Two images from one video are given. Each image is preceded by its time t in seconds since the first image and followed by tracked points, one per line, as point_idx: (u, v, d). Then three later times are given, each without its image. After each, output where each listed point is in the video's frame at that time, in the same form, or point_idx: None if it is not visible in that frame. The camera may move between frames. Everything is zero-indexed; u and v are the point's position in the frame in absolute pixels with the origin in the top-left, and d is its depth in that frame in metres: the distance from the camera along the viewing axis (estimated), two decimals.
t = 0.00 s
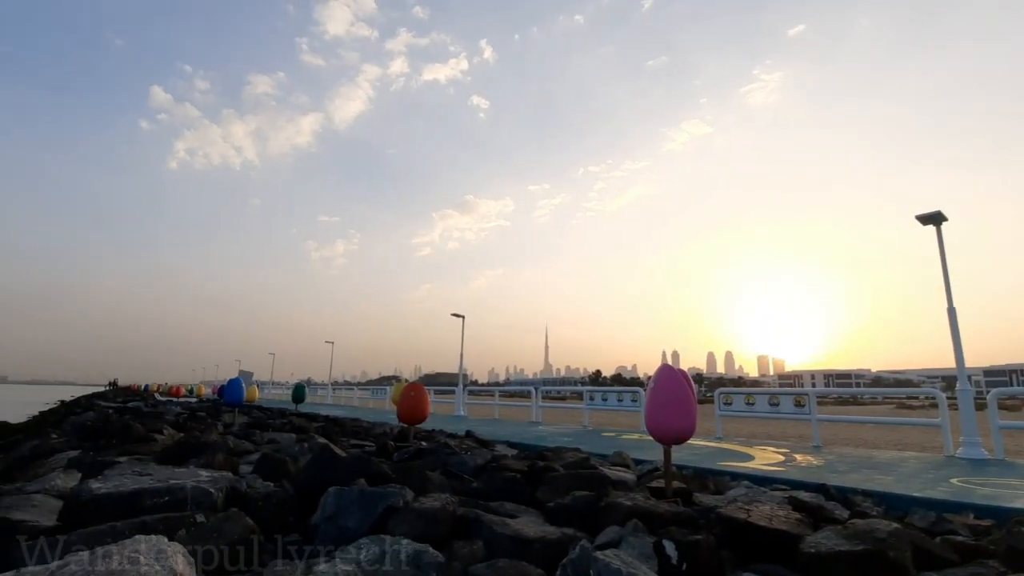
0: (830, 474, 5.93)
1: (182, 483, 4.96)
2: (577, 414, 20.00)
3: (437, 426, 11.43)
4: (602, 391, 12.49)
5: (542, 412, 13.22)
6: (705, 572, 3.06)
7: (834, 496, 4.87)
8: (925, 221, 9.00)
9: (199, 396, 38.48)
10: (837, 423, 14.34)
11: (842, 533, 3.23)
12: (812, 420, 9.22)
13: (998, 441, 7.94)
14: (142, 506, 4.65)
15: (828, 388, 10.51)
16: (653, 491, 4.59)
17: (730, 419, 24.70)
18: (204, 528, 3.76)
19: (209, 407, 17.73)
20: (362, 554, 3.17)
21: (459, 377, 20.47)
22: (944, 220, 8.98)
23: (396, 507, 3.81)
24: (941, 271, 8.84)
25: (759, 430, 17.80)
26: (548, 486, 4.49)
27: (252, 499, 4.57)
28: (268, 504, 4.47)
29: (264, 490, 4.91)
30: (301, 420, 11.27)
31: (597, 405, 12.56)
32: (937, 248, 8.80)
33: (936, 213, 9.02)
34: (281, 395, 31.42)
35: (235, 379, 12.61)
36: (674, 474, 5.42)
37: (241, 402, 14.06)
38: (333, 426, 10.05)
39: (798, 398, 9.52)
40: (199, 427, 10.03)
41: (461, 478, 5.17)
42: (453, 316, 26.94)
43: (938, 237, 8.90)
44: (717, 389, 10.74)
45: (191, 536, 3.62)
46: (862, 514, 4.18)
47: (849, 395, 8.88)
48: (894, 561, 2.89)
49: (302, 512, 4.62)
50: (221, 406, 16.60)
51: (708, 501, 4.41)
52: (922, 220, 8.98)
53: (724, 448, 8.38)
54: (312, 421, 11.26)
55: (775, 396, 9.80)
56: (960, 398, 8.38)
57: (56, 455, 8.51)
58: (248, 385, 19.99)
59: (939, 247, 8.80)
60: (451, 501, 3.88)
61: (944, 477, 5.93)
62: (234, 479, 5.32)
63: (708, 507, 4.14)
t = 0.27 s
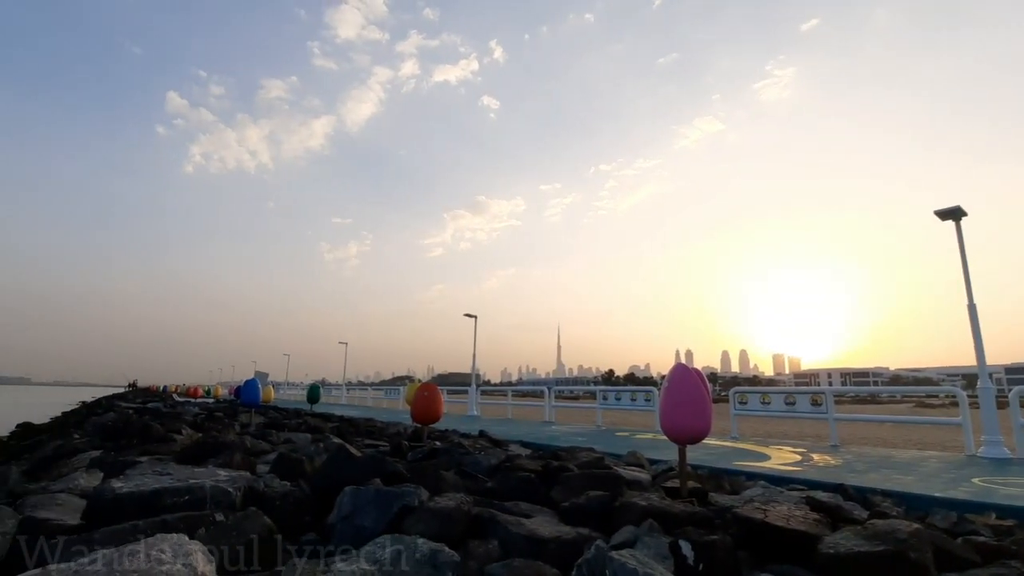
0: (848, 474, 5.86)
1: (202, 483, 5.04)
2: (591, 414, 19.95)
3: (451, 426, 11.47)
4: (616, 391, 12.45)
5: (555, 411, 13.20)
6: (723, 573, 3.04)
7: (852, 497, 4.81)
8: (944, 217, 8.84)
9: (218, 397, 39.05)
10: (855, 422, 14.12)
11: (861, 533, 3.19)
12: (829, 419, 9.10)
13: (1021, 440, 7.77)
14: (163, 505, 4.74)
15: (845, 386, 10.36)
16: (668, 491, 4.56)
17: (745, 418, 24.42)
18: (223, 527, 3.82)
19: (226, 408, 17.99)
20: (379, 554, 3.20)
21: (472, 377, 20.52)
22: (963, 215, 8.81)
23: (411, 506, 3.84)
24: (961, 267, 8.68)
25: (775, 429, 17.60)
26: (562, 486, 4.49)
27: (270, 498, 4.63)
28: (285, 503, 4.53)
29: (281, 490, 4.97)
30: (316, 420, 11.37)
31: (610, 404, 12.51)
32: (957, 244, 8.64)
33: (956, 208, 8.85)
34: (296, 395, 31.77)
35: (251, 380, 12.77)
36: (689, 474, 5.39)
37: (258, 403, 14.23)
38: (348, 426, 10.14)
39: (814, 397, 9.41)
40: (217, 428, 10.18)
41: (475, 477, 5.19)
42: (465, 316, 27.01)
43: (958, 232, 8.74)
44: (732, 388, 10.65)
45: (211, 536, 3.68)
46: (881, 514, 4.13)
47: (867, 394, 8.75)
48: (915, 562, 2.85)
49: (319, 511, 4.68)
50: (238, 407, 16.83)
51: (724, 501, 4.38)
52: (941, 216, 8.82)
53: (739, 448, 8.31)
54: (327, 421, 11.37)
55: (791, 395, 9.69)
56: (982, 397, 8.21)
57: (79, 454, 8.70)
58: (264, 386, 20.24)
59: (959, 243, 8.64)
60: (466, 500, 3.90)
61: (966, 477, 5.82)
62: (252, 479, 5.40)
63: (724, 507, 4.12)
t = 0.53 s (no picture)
0: (867, 474, 5.77)
1: (220, 482, 5.11)
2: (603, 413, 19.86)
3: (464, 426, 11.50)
4: (629, 390, 12.39)
5: (568, 411, 13.17)
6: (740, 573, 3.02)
7: (871, 497, 4.74)
8: (964, 212, 8.67)
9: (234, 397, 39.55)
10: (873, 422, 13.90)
11: (881, 534, 3.14)
12: (847, 418, 8.98)
13: None
14: (182, 503, 4.82)
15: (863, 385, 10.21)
16: (683, 491, 4.54)
17: (760, 418, 24.16)
18: (241, 525, 3.87)
19: (242, 408, 18.22)
20: (395, 552, 3.22)
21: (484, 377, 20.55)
22: (984, 210, 8.64)
23: (426, 505, 3.86)
24: (982, 263, 8.51)
25: (791, 429, 17.38)
26: (576, 485, 4.48)
27: (287, 497, 4.69)
28: (302, 502, 4.58)
29: (297, 488, 5.02)
30: (330, 420, 11.47)
31: (623, 404, 12.46)
32: (977, 240, 8.47)
33: (976, 203, 8.68)
34: (310, 395, 32.05)
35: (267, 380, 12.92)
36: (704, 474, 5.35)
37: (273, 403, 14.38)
38: (363, 426, 10.21)
39: (831, 396, 9.28)
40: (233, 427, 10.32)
41: (489, 477, 5.21)
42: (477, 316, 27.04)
43: (979, 227, 8.57)
44: (747, 387, 10.54)
45: (230, 534, 3.73)
46: (902, 515, 4.06)
47: (886, 392, 8.61)
48: (937, 564, 2.80)
49: (334, 510, 4.72)
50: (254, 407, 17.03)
51: (740, 501, 4.34)
52: (961, 211, 8.66)
53: (755, 447, 8.23)
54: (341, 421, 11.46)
55: (808, 394, 9.57)
56: (1005, 395, 8.04)
57: (101, 453, 8.87)
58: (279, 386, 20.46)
59: (980, 239, 8.46)
60: (480, 499, 3.91)
61: (989, 477, 5.71)
62: (268, 478, 5.46)
63: (740, 507, 4.08)
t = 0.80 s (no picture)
0: (884, 472, 5.70)
1: (237, 479, 5.18)
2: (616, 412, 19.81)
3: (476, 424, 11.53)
4: (641, 388, 12.34)
5: (579, 409, 13.15)
6: (755, 572, 3.00)
7: (889, 496, 4.68)
8: (982, 206, 8.52)
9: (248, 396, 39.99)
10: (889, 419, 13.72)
11: (899, 533, 3.11)
12: (862, 416, 8.87)
13: None
14: (200, 500, 4.89)
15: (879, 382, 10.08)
16: (697, 489, 4.52)
17: (775, 416, 23.94)
18: (259, 522, 3.92)
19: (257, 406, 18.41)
20: (410, 549, 3.25)
21: (495, 376, 20.58)
22: (1003, 205, 8.48)
23: (440, 503, 3.89)
24: (1001, 258, 8.36)
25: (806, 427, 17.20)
26: (589, 483, 4.48)
27: (302, 494, 4.74)
28: (317, 499, 4.63)
29: (312, 486, 5.08)
30: (343, 418, 11.56)
31: (635, 402, 12.41)
32: (996, 234, 8.32)
33: (995, 197, 8.53)
34: (324, 393, 32.42)
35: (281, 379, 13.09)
36: (718, 472, 5.32)
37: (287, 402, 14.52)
38: (375, 424, 10.28)
39: (846, 394, 9.18)
40: (249, 426, 10.44)
41: (502, 475, 5.22)
42: (488, 314, 27.06)
43: (997, 222, 8.42)
44: (761, 384, 10.45)
45: (247, 531, 3.79)
46: (920, 514, 4.01)
47: (902, 389, 8.49)
48: (956, 563, 2.77)
49: (349, 508, 4.77)
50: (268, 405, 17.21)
51: (755, 499, 4.32)
52: (979, 205, 8.51)
53: (769, 445, 8.16)
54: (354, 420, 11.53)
55: (822, 391, 9.47)
56: None
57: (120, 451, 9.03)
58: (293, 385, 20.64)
59: (998, 233, 8.32)
60: (494, 497, 3.93)
61: (1009, 476, 5.62)
62: (283, 476, 5.52)
63: (755, 506, 4.06)
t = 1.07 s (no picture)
0: (915, 471, 5.56)
1: (265, 476, 5.31)
2: (637, 409, 19.67)
3: (497, 422, 11.57)
4: (663, 385, 12.23)
5: (600, 406, 13.10)
6: (783, 572, 2.97)
7: (920, 495, 4.57)
8: (1016, 196, 8.23)
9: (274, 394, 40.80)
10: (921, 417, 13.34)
11: (932, 533, 3.04)
12: (892, 413, 8.66)
13: None
14: (230, 497, 5.02)
15: (909, 379, 9.82)
16: (721, 488, 4.48)
17: (801, 414, 23.49)
18: (287, 518, 4.02)
19: (283, 405, 18.76)
20: (435, 547, 3.29)
21: (516, 373, 20.62)
22: None
23: (463, 501, 3.93)
24: None
25: (833, 425, 16.84)
26: (612, 481, 4.47)
27: (329, 491, 4.84)
28: (342, 496, 4.72)
29: (338, 483, 5.17)
30: (366, 416, 11.72)
31: (657, 399, 12.31)
32: None
33: None
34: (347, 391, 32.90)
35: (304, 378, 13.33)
36: (743, 470, 5.26)
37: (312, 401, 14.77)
38: (398, 422, 10.40)
39: (875, 391, 8.97)
40: (275, 424, 10.66)
41: (524, 473, 5.25)
42: (507, 312, 27.12)
43: None
44: (786, 381, 10.28)
45: (276, 526, 3.88)
46: (954, 513, 3.91)
47: (934, 386, 8.26)
48: (992, 564, 2.70)
49: (374, 505, 4.85)
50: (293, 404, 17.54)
51: (781, 499, 4.26)
52: (1013, 195, 8.23)
53: (796, 444, 8.02)
54: (377, 418, 11.69)
55: (850, 388, 9.27)
56: None
57: (153, 448, 9.32)
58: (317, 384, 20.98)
59: None
60: (516, 495, 3.95)
61: None
62: (310, 473, 5.64)
63: (782, 505, 4.01)
